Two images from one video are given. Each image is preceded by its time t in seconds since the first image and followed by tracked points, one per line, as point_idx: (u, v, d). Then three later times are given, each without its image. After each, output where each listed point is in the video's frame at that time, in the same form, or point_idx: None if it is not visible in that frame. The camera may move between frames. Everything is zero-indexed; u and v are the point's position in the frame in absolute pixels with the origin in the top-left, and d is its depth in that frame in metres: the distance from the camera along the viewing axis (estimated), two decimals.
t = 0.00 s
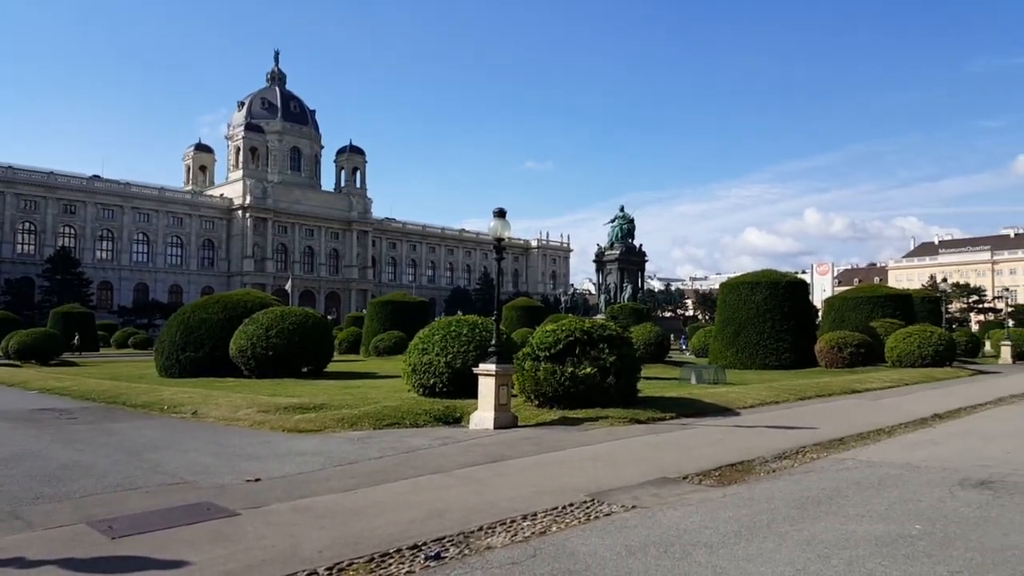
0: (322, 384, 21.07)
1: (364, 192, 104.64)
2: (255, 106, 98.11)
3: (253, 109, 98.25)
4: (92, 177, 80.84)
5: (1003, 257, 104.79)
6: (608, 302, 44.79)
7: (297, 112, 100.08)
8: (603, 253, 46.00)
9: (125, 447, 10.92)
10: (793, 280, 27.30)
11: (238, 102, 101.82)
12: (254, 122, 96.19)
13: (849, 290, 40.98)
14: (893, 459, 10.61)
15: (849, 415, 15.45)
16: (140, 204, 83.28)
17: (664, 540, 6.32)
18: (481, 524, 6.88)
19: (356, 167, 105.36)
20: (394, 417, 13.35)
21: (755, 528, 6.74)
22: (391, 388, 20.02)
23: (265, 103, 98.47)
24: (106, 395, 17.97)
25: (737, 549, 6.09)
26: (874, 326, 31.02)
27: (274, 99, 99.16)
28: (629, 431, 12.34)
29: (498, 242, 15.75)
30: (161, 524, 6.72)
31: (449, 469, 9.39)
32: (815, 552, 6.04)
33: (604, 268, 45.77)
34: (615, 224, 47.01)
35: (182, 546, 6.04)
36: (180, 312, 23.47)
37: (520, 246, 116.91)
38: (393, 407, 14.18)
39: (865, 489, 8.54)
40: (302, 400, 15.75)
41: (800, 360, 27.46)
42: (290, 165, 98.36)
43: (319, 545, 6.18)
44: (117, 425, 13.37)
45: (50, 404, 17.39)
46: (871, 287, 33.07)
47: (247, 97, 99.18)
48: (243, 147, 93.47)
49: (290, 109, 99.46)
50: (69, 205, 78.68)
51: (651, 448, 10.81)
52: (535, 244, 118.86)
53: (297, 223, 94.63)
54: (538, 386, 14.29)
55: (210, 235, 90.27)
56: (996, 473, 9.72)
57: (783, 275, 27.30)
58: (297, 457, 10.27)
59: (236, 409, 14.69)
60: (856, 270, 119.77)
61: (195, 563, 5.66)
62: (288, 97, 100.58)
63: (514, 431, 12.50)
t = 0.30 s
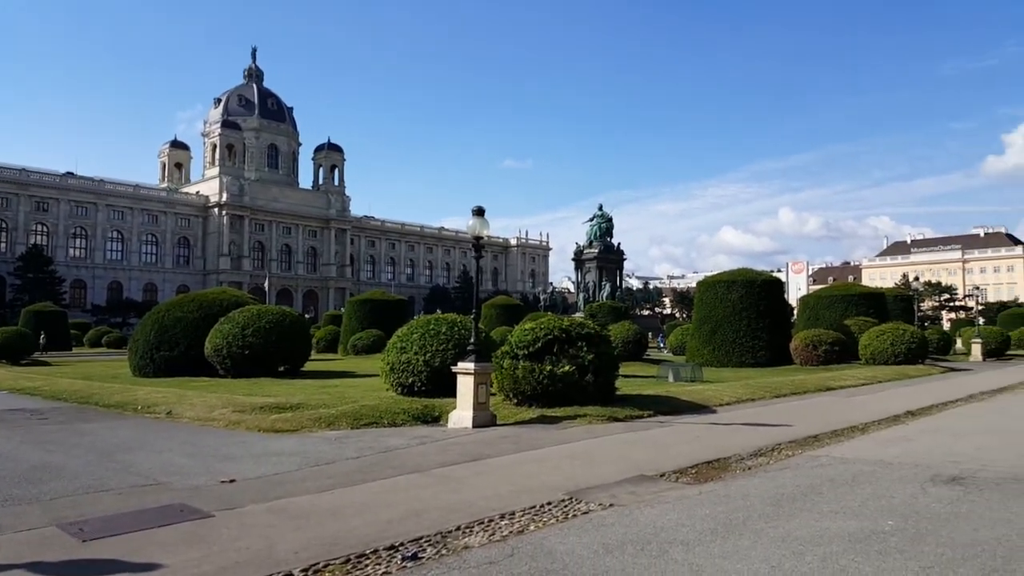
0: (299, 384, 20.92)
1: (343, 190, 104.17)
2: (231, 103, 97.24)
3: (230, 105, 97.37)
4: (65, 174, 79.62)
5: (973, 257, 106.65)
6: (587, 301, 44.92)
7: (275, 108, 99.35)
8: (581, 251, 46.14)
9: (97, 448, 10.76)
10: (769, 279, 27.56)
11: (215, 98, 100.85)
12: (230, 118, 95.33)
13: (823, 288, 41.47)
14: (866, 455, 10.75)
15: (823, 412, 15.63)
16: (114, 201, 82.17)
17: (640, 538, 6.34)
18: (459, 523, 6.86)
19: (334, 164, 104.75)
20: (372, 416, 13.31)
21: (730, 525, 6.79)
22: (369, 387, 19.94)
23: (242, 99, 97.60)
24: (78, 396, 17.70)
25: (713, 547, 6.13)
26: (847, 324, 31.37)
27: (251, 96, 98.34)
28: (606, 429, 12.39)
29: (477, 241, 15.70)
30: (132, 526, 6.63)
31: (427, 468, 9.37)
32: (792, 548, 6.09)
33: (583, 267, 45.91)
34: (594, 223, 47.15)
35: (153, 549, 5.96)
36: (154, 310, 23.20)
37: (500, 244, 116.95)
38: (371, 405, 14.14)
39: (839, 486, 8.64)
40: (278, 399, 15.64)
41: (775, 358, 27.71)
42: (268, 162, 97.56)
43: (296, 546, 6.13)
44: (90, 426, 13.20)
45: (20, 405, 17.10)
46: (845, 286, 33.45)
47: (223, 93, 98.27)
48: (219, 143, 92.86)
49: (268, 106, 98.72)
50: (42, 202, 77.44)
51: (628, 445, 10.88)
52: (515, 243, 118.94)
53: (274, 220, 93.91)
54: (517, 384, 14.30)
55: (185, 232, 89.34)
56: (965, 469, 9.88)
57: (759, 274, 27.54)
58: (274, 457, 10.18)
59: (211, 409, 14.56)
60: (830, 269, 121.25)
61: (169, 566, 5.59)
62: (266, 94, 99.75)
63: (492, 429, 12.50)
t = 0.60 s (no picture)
0: (269, 385, 20.68)
1: (315, 189, 103.41)
2: (201, 100, 96.07)
3: (199, 102, 96.20)
4: (27, 171, 78.11)
5: (936, 260, 108.71)
6: (561, 302, 45.02)
7: (245, 106, 98.38)
8: (556, 252, 46.21)
9: (60, 452, 10.50)
10: (738, 280, 27.80)
11: (184, 95, 99.55)
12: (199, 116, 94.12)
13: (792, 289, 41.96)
14: (833, 454, 10.85)
15: (790, 411, 15.79)
16: (78, 198, 80.76)
17: (612, 537, 6.32)
18: (432, 525, 6.79)
19: (305, 163, 103.91)
20: (344, 418, 13.16)
21: (700, 523, 6.81)
22: (341, 388, 19.76)
23: (212, 96, 96.41)
24: (40, 398, 17.29)
25: (683, 545, 6.12)
26: (815, 325, 31.77)
27: (221, 93, 97.21)
28: (580, 430, 12.37)
29: (451, 242, 15.61)
30: (96, 531, 6.47)
31: (400, 470, 9.28)
32: (760, 546, 6.11)
33: (557, 268, 45.98)
34: (568, 224, 47.19)
35: (119, 554, 5.82)
36: (120, 311, 22.78)
37: (474, 246, 116.83)
38: (343, 407, 13.99)
39: (806, 483, 8.72)
40: (248, 401, 15.41)
41: (745, 359, 27.93)
42: (238, 160, 96.51)
43: (265, 550, 6.03)
44: (54, 429, 12.90)
45: None
46: (813, 287, 33.85)
47: (193, 90, 97.07)
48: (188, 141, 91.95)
49: (238, 103, 97.69)
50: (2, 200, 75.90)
51: (601, 445, 10.88)
52: (489, 244, 118.89)
53: (243, 219, 92.93)
54: (491, 385, 14.23)
55: (152, 231, 88.11)
56: (929, 466, 10.03)
57: (729, 276, 27.76)
58: (243, 460, 10.01)
59: (179, 412, 14.31)
60: (798, 272, 122.86)
61: (133, 572, 5.45)
62: (236, 91, 98.70)
63: (465, 430, 12.44)
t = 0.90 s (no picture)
0: (231, 381, 20.40)
1: (278, 182, 102.20)
2: (160, 89, 94.23)
3: (159, 92, 94.35)
4: None
5: (893, 258, 111.10)
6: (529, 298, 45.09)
7: (207, 96, 96.79)
8: (524, 249, 46.17)
9: (14, 450, 10.22)
10: (702, 277, 28.10)
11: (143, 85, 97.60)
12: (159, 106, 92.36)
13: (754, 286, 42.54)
14: (794, 447, 11.01)
15: (752, 405, 16.03)
16: (32, 189, 78.81)
17: (579, 531, 6.33)
18: (399, 522, 6.74)
19: (269, 156, 102.64)
20: (309, 415, 13.02)
21: (666, 517, 6.85)
22: (306, 385, 19.56)
23: (172, 86, 94.63)
24: None
25: (649, 538, 6.16)
26: (776, 322, 32.24)
27: (181, 83, 95.47)
28: (547, 425, 12.40)
29: (419, 237, 15.51)
30: (54, 531, 6.31)
31: (367, 467, 9.20)
32: (725, 538, 6.17)
33: (525, 264, 45.99)
34: (536, 220, 47.07)
35: (77, 555, 5.68)
36: (76, 306, 22.28)
37: (441, 241, 116.48)
38: (308, 404, 13.83)
39: (769, 476, 8.84)
40: (211, 398, 15.18)
41: (708, 354, 28.23)
42: (199, 152, 94.93)
43: (229, 549, 5.94)
44: (8, 426, 12.57)
45: None
46: (774, 284, 34.33)
47: (153, 79, 95.23)
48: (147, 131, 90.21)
49: (199, 94, 96.08)
50: None
51: (568, 440, 10.90)
52: (457, 240, 118.63)
53: (204, 212, 91.39)
54: (459, 381, 14.18)
55: (110, 224, 86.41)
56: (886, 459, 10.24)
57: (693, 273, 28.02)
58: (206, 458, 9.85)
59: (138, 409, 14.03)
60: (760, 269, 124.67)
61: (92, 573, 5.32)
62: (197, 81, 97.03)
63: (432, 426, 12.38)
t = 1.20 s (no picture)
0: (190, 378, 20.04)
1: (239, 174, 100.74)
2: (118, 78, 92.26)
3: (115, 81, 92.39)
4: None
5: (850, 256, 113.42)
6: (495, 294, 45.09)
7: (165, 87, 95.02)
8: (490, 244, 46.11)
9: None
10: (666, 273, 28.34)
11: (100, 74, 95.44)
12: (116, 95, 90.39)
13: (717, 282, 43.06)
14: (755, 440, 11.15)
15: (714, 399, 16.22)
16: None
17: (545, 526, 6.32)
18: (364, 519, 6.66)
19: (230, 148, 101.02)
20: (271, 412, 12.84)
21: (631, 509, 6.88)
22: (268, 381, 19.31)
23: (130, 75, 92.70)
24: None
25: (614, 531, 6.18)
26: (737, 317, 32.65)
27: (139, 72, 93.60)
28: (512, 420, 12.39)
29: (385, 232, 15.38)
30: (3, 533, 6.10)
31: (329, 464, 9.10)
32: (689, 531, 6.20)
33: (491, 260, 45.96)
34: (502, 216, 46.94)
35: (30, 557, 5.51)
36: (28, 300, 21.70)
37: (406, 236, 115.92)
38: (270, 401, 13.64)
39: (730, 469, 8.94)
40: (170, 395, 14.88)
41: (671, 349, 28.49)
42: (157, 143, 93.15)
43: (190, 548, 5.81)
44: None
45: None
46: (735, 280, 34.77)
47: (110, 69, 93.19)
48: (104, 121, 88.22)
49: (158, 84, 94.28)
50: None
51: (532, 435, 10.91)
52: (422, 235, 118.14)
53: (163, 205, 89.84)
54: (425, 377, 14.10)
55: (64, 216, 84.40)
56: (844, 452, 10.42)
57: (657, 269, 28.23)
58: (164, 456, 9.64)
59: (94, 406, 13.70)
60: (722, 265, 126.31)
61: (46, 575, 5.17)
62: (156, 71, 95.20)
63: (397, 422, 12.29)
